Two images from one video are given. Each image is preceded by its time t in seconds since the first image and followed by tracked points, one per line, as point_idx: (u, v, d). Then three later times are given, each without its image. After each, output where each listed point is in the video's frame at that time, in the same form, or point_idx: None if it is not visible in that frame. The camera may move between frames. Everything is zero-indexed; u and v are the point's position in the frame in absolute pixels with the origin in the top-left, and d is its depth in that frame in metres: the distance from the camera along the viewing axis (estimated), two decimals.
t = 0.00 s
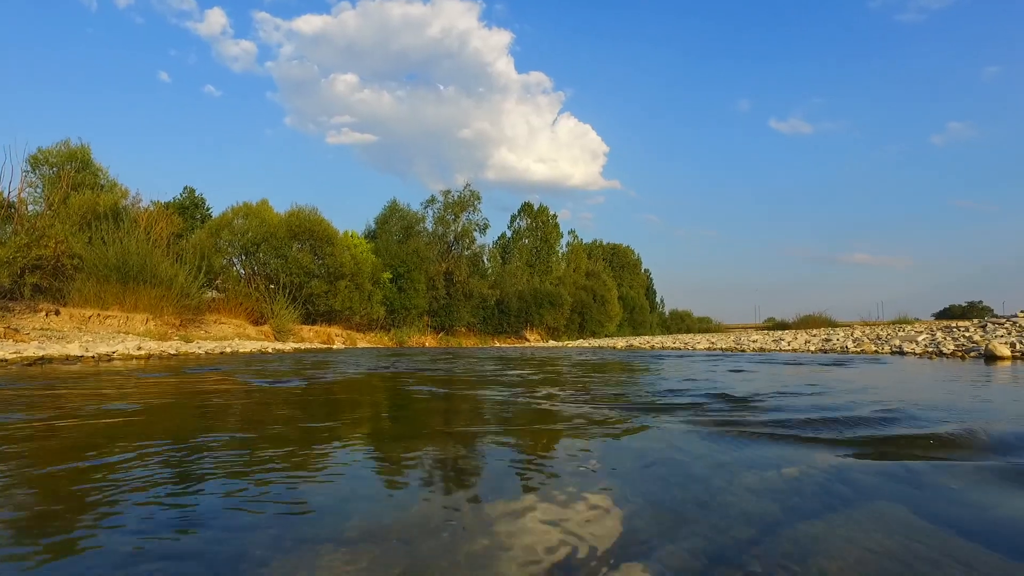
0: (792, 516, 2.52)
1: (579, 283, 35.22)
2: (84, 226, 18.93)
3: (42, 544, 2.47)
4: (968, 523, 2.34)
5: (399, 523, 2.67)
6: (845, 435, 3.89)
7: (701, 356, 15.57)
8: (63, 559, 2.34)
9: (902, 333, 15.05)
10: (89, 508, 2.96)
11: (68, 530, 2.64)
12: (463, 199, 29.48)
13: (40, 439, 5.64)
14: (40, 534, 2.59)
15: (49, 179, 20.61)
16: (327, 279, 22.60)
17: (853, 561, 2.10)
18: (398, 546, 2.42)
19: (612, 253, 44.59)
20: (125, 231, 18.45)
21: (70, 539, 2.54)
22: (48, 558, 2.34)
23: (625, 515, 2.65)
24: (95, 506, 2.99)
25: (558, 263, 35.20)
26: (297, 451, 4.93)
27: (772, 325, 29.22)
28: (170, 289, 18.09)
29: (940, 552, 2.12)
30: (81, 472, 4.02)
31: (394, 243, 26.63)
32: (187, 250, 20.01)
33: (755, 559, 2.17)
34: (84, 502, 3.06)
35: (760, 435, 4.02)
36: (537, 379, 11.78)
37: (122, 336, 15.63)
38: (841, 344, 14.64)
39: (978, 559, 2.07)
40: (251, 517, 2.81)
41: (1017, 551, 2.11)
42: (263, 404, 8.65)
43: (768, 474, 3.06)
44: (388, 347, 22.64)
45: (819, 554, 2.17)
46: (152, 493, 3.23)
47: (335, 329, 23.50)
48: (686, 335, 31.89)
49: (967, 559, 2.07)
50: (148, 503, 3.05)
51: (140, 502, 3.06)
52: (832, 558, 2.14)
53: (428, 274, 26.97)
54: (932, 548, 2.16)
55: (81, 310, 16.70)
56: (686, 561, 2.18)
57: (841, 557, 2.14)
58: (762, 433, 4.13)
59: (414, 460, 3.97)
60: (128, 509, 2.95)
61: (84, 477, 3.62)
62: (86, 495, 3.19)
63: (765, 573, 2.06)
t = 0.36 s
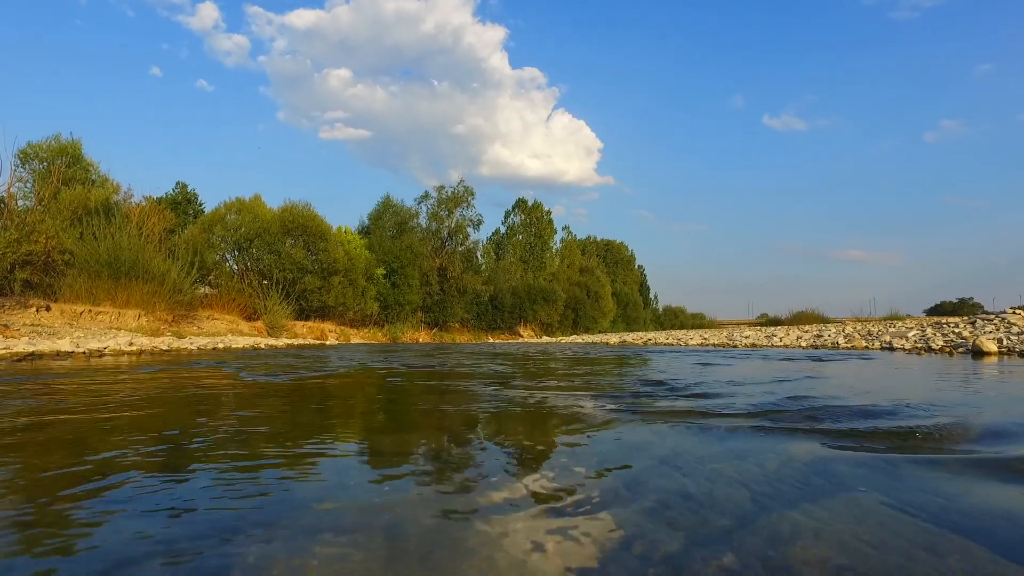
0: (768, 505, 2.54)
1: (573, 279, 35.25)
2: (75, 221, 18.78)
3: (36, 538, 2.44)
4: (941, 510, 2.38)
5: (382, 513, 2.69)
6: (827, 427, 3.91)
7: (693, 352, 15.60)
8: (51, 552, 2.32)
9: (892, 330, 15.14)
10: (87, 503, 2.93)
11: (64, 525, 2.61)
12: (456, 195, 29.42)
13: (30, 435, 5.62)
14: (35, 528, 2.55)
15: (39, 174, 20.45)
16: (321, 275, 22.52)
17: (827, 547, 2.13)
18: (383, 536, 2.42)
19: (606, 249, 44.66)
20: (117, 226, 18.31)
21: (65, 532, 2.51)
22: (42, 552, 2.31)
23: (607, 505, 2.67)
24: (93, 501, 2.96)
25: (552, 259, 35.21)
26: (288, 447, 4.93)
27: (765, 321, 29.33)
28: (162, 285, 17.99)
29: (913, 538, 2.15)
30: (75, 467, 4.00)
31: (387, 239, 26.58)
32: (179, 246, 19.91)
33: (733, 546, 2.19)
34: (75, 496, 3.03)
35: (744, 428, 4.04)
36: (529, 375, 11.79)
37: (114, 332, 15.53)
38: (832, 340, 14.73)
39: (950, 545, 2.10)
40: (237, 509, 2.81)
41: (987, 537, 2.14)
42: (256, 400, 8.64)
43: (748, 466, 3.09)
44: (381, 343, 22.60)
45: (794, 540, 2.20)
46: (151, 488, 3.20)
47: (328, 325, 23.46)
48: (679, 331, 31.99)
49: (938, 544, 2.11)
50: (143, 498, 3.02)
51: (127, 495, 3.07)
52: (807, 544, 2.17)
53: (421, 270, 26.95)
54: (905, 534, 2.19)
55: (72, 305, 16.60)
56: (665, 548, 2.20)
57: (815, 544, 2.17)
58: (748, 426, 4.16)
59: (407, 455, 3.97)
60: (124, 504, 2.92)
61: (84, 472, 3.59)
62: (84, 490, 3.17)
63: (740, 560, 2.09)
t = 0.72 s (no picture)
0: (744, 488, 2.58)
1: (568, 274, 35.29)
2: (67, 216, 18.67)
3: (16, 531, 2.36)
4: (911, 492, 2.40)
5: (364, 497, 2.72)
6: (810, 415, 3.95)
7: (687, 346, 15.65)
8: (29, 541, 2.27)
9: (884, 324, 15.22)
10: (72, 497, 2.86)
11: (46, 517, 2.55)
12: (451, 189, 29.36)
13: (21, 427, 5.63)
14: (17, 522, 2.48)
15: (31, 168, 20.33)
16: (315, 269, 22.47)
17: (797, 528, 2.15)
18: (360, 521, 2.42)
19: (601, 244, 44.71)
20: (110, 221, 18.22)
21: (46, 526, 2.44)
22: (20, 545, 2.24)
23: (586, 492, 2.68)
24: (79, 494, 2.90)
25: (547, 254, 35.24)
26: (277, 438, 4.93)
27: (759, 316, 29.45)
28: (156, 280, 17.93)
29: (882, 518, 2.17)
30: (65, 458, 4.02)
31: (382, 234, 26.56)
32: (173, 240, 19.85)
33: (705, 529, 2.21)
34: (58, 488, 3.00)
35: (729, 417, 4.08)
36: (523, 368, 11.82)
37: (107, 326, 15.49)
38: (824, 335, 14.81)
39: (918, 524, 2.12)
40: (218, 497, 2.81)
41: (955, 517, 2.16)
42: (248, 393, 8.64)
43: (729, 451, 3.13)
44: (376, 337, 22.63)
45: (766, 522, 2.22)
46: (139, 480, 3.13)
47: (323, 319, 23.46)
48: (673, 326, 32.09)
49: (907, 524, 2.13)
50: (129, 489, 2.98)
51: (117, 482, 3.10)
52: (778, 526, 2.18)
53: (416, 264, 26.95)
54: (875, 515, 2.21)
55: (65, 300, 16.54)
56: (638, 531, 2.22)
57: (786, 525, 2.18)
58: (733, 415, 4.18)
59: (399, 446, 3.94)
60: (119, 491, 2.93)
61: (71, 465, 3.52)
62: (71, 484, 3.10)
63: (711, 541, 2.10)
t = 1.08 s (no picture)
0: (721, 477, 2.60)
1: (563, 268, 35.32)
2: (59, 209, 18.56)
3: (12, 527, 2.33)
4: (881, 481, 2.43)
5: (344, 488, 2.73)
6: (794, 406, 3.97)
7: (680, 340, 15.70)
8: (28, 532, 2.29)
9: (876, 318, 15.30)
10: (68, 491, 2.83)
11: (40, 511, 2.53)
12: (446, 183, 29.31)
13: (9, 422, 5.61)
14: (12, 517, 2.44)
15: (22, 161, 20.17)
16: (310, 263, 22.41)
17: (767, 516, 2.17)
18: (341, 510, 2.43)
19: (596, 238, 44.76)
20: (102, 214, 18.10)
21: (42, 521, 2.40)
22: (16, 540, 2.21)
23: (567, 481, 2.70)
24: (75, 486, 2.89)
25: (542, 248, 35.27)
26: (269, 431, 4.94)
27: (753, 310, 29.55)
28: (149, 274, 17.86)
29: (850, 506, 2.19)
30: (53, 452, 4.01)
31: (376, 228, 26.53)
32: (166, 234, 19.77)
33: (680, 515, 2.23)
34: (49, 481, 2.99)
35: (714, 409, 4.10)
36: (516, 362, 11.84)
37: (100, 320, 15.43)
38: (816, 329, 14.88)
39: (886, 511, 2.15)
40: (205, 488, 2.82)
41: (923, 504, 2.20)
42: (242, 386, 8.64)
43: (710, 442, 3.14)
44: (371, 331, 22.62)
45: (739, 510, 2.24)
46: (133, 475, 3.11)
47: (317, 313, 23.43)
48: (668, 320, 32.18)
49: (876, 512, 2.15)
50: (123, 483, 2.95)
51: (103, 475, 3.10)
52: (751, 513, 2.21)
53: (411, 258, 26.93)
54: (847, 503, 2.24)
55: (57, 294, 16.46)
56: (613, 517, 2.25)
57: (758, 512, 2.22)
58: (718, 407, 4.21)
59: (392, 438, 3.94)
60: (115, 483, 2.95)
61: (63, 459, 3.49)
62: (69, 476, 3.11)
63: (684, 527, 2.13)
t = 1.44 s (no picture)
0: (697, 470, 2.63)
1: (559, 261, 35.32)
2: (51, 202, 18.46)
3: (16, 516, 2.36)
4: (849, 473, 2.46)
5: (326, 480, 2.76)
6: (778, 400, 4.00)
7: (674, 334, 15.73)
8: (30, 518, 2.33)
9: (869, 313, 15.34)
10: (65, 483, 2.83)
11: (42, 499, 2.58)
12: (441, 176, 29.22)
13: None
14: (14, 507, 2.46)
15: (13, 154, 20.05)
16: (304, 257, 22.36)
17: (735, 508, 2.20)
18: (322, 500, 2.47)
19: (591, 231, 44.73)
20: (95, 208, 18.00)
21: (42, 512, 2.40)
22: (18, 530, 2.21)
23: (546, 473, 2.74)
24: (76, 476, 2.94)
25: (538, 241, 35.24)
26: (260, 425, 4.98)
27: (748, 304, 29.63)
28: (143, 268, 17.80)
29: (816, 498, 2.23)
30: (44, 446, 4.03)
31: (372, 221, 26.46)
32: (160, 228, 19.70)
33: (652, 505, 2.28)
34: (39, 472, 3.02)
35: (698, 403, 4.11)
36: (510, 355, 11.85)
37: (94, 314, 15.40)
38: (809, 323, 14.94)
39: (850, 501, 2.20)
40: (194, 479, 2.85)
41: (886, 493, 2.25)
42: (235, 380, 8.67)
43: (690, 435, 3.17)
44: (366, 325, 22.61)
45: (709, 500, 2.29)
46: (131, 466, 3.11)
47: (312, 307, 23.41)
48: (663, 314, 32.24)
49: (841, 501, 2.20)
50: (120, 475, 2.96)
51: (90, 467, 3.12)
52: (719, 502, 2.26)
53: (406, 252, 26.89)
54: (813, 493, 2.28)
55: (51, 288, 16.40)
56: (585, 507, 2.29)
57: (726, 502, 2.27)
58: (702, 400, 4.25)
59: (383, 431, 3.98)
60: (116, 472, 2.99)
61: (56, 454, 3.49)
62: (72, 466, 3.16)
63: (653, 517, 2.17)
